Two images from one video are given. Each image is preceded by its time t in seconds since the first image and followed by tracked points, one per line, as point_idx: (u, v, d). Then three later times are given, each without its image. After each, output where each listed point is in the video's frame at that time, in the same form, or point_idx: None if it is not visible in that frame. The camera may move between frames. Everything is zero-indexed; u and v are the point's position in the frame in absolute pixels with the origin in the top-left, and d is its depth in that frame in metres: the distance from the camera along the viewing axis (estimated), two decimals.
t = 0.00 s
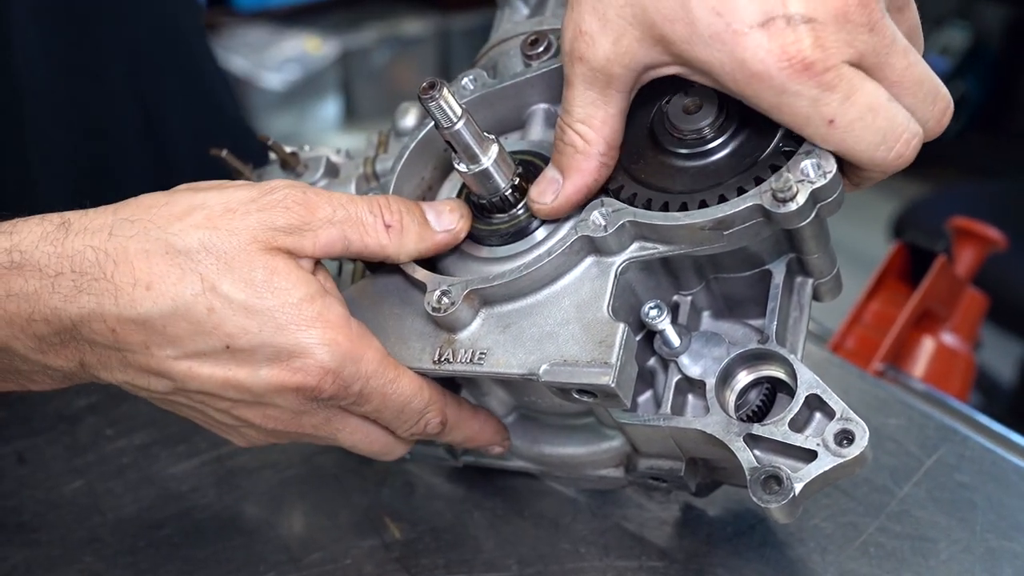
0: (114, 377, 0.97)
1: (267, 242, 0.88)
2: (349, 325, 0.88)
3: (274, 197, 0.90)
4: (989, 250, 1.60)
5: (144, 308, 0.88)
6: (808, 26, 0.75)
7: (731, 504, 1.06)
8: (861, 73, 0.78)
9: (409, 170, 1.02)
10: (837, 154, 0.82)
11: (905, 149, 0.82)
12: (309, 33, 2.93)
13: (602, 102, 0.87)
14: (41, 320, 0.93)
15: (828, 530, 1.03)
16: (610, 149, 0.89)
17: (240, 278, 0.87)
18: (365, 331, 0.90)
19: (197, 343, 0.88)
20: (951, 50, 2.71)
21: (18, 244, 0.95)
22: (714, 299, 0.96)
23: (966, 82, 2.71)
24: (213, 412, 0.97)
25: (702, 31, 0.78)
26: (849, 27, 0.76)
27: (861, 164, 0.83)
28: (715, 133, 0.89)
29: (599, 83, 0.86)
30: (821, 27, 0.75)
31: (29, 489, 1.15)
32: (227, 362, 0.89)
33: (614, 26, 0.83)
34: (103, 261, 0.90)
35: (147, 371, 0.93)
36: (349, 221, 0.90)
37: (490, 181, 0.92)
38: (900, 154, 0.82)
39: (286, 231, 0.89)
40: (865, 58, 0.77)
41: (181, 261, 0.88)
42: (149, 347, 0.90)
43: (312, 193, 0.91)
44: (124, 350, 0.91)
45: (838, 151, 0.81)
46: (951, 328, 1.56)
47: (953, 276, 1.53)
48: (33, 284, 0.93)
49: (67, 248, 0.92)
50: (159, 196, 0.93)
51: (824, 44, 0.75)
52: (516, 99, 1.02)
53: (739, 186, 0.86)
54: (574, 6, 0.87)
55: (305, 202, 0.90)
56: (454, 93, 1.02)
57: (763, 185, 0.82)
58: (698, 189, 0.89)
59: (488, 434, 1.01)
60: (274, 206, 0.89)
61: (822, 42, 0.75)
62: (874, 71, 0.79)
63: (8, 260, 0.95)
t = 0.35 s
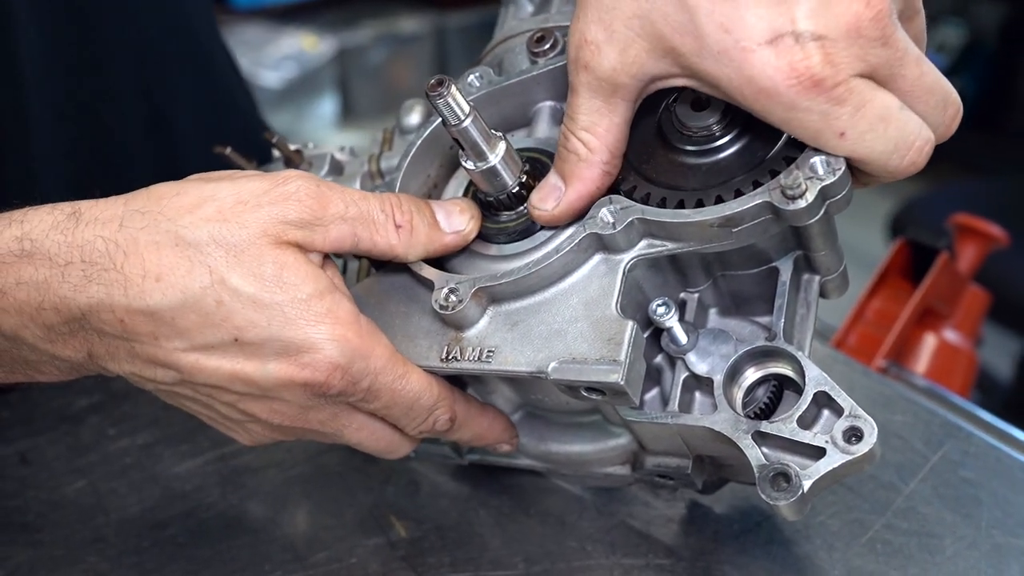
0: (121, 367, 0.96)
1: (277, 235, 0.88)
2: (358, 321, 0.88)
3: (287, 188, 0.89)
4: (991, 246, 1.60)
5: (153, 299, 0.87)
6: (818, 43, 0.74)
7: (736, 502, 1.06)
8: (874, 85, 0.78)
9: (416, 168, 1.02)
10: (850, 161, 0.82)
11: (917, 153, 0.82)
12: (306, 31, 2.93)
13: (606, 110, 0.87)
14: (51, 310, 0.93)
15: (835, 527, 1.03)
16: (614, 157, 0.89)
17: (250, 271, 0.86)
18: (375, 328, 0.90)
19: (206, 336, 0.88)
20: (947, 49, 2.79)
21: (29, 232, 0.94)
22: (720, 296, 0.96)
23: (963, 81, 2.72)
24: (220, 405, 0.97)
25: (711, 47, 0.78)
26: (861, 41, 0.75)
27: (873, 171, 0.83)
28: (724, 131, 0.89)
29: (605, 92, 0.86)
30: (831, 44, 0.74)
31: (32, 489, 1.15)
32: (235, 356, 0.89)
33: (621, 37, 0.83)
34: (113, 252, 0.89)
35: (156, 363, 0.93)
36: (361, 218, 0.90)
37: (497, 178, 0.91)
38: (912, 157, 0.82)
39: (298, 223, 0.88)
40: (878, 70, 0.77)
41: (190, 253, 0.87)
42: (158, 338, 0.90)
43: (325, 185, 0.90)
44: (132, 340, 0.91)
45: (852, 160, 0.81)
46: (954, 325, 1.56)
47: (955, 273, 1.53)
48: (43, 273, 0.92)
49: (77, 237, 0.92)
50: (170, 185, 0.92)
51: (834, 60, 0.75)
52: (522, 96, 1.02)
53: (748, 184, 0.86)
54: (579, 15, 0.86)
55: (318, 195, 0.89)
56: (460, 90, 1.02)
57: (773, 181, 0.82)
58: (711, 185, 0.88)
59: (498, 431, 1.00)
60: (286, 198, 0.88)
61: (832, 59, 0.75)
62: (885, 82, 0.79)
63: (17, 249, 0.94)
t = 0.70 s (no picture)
0: (113, 361, 0.95)
1: (272, 231, 0.86)
2: (352, 321, 0.87)
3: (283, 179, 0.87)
4: (978, 244, 1.60)
5: (146, 292, 0.86)
6: (802, 43, 0.74)
7: (727, 501, 1.06)
8: (859, 81, 0.77)
9: (405, 165, 1.01)
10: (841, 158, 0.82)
11: (907, 150, 0.81)
12: (290, 28, 2.91)
13: (594, 108, 0.86)
14: (43, 300, 0.91)
15: (826, 526, 1.03)
16: (604, 156, 0.88)
17: (244, 269, 0.85)
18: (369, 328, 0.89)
19: (199, 331, 0.87)
20: (932, 47, 2.74)
21: (23, 221, 0.93)
22: (711, 294, 0.95)
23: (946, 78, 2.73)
24: (210, 403, 0.96)
25: (696, 49, 0.78)
26: (846, 40, 0.75)
27: (862, 168, 0.83)
28: (715, 128, 0.88)
29: (592, 90, 0.85)
30: (815, 44, 0.74)
31: (17, 490, 1.14)
32: (228, 353, 0.88)
33: (607, 34, 0.83)
34: (107, 243, 0.88)
35: (149, 357, 0.92)
36: (357, 217, 0.89)
37: (487, 176, 0.91)
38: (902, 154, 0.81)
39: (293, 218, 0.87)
40: (865, 67, 0.77)
41: (183, 247, 0.86)
42: (151, 332, 0.89)
43: (324, 178, 0.89)
44: (124, 332, 0.90)
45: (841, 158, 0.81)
46: (941, 322, 1.56)
47: (942, 271, 1.53)
48: (36, 263, 0.91)
49: (70, 227, 0.91)
50: (166, 176, 0.91)
51: (818, 60, 0.74)
52: (511, 93, 1.01)
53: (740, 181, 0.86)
54: (563, 14, 0.86)
55: (316, 190, 0.87)
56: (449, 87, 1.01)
57: (765, 180, 0.82)
58: (703, 182, 0.88)
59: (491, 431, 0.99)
60: (282, 191, 0.87)
61: (816, 58, 0.74)
62: (874, 78, 0.78)
63: (11, 239, 0.93)
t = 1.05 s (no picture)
0: (111, 363, 0.94)
1: (274, 232, 0.86)
2: (352, 326, 0.86)
3: (287, 177, 0.86)
4: (971, 246, 1.60)
5: (147, 291, 0.85)
6: (789, 47, 0.74)
7: (724, 505, 1.05)
8: (849, 82, 0.77)
9: (402, 169, 1.00)
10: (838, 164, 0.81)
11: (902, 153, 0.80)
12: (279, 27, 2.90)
13: (591, 108, 0.86)
14: (42, 298, 0.90)
15: (823, 530, 1.02)
16: (602, 157, 0.87)
17: (245, 269, 0.84)
18: (370, 334, 0.88)
19: (199, 331, 0.86)
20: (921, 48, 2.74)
21: (25, 218, 0.93)
22: (709, 298, 0.95)
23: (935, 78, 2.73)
24: (207, 406, 0.95)
25: (687, 56, 0.77)
26: (834, 42, 0.74)
27: (858, 172, 0.82)
28: (714, 133, 0.88)
29: (588, 90, 0.85)
30: (802, 47, 0.74)
31: (8, 496, 1.13)
32: (227, 356, 0.87)
33: (600, 33, 0.82)
34: (109, 242, 0.88)
35: (148, 358, 0.91)
36: (358, 219, 0.88)
37: (484, 179, 0.90)
38: (897, 156, 0.80)
39: (295, 217, 0.86)
40: (855, 68, 0.76)
41: (184, 246, 0.85)
42: (150, 332, 0.88)
43: (328, 178, 0.88)
44: (123, 332, 0.89)
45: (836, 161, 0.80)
46: (935, 324, 1.56)
47: (936, 272, 1.53)
48: (36, 261, 0.90)
49: (71, 225, 0.90)
50: (168, 174, 0.90)
51: (806, 62, 0.74)
52: (508, 96, 1.00)
53: (738, 186, 0.85)
54: (557, 15, 0.86)
55: (319, 191, 0.87)
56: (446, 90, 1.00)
57: (765, 185, 0.82)
58: (700, 187, 0.87)
59: (490, 436, 0.99)
60: (285, 190, 0.86)
61: (803, 61, 0.74)
62: (864, 80, 0.78)
63: (12, 237, 0.92)
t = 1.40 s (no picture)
0: (100, 381, 0.93)
1: (271, 247, 0.85)
2: (350, 343, 0.86)
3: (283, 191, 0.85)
4: (955, 253, 1.61)
5: (142, 306, 0.84)
6: (784, 66, 0.74)
7: (712, 514, 1.05)
8: (842, 98, 0.77)
9: (388, 180, 1.00)
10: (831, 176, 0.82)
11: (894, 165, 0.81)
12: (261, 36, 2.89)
13: (581, 119, 0.86)
14: (31, 313, 0.89)
15: (812, 539, 1.02)
16: (591, 166, 0.87)
17: (242, 285, 0.84)
18: (367, 351, 0.87)
19: (193, 346, 0.85)
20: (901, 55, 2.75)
21: (13, 232, 0.92)
22: (697, 306, 0.94)
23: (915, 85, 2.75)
24: (199, 424, 0.94)
25: (681, 72, 0.77)
26: (830, 62, 0.74)
27: (851, 184, 0.82)
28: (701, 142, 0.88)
29: (579, 102, 0.85)
30: (798, 67, 0.74)
31: None
32: (223, 372, 0.87)
33: (593, 49, 0.82)
34: (101, 257, 0.87)
35: (140, 375, 0.89)
36: (355, 236, 0.87)
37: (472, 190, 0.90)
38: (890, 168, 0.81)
39: (291, 232, 0.85)
40: (849, 84, 0.77)
41: (179, 262, 0.85)
42: (143, 349, 0.87)
43: (325, 195, 0.87)
44: (116, 348, 0.88)
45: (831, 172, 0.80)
46: (919, 331, 1.56)
47: (920, 280, 1.54)
48: (25, 275, 0.89)
49: (60, 241, 0.89)
50: (161, 189, 0.89)
51: (802, 82, 0.74)
52: (494, 106, 1.00)
53: (728, 196, 0.85)
54: (546, 27, 0.85)
55: (315, 207, 0.86)
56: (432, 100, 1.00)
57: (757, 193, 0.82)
58: (689, 197, 0.87)
59: (481, 455, 0.99)
60: (281, 205, 0.85)
61: (799, 81, 0.74)
62: (856, 95, 0.78)
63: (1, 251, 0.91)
